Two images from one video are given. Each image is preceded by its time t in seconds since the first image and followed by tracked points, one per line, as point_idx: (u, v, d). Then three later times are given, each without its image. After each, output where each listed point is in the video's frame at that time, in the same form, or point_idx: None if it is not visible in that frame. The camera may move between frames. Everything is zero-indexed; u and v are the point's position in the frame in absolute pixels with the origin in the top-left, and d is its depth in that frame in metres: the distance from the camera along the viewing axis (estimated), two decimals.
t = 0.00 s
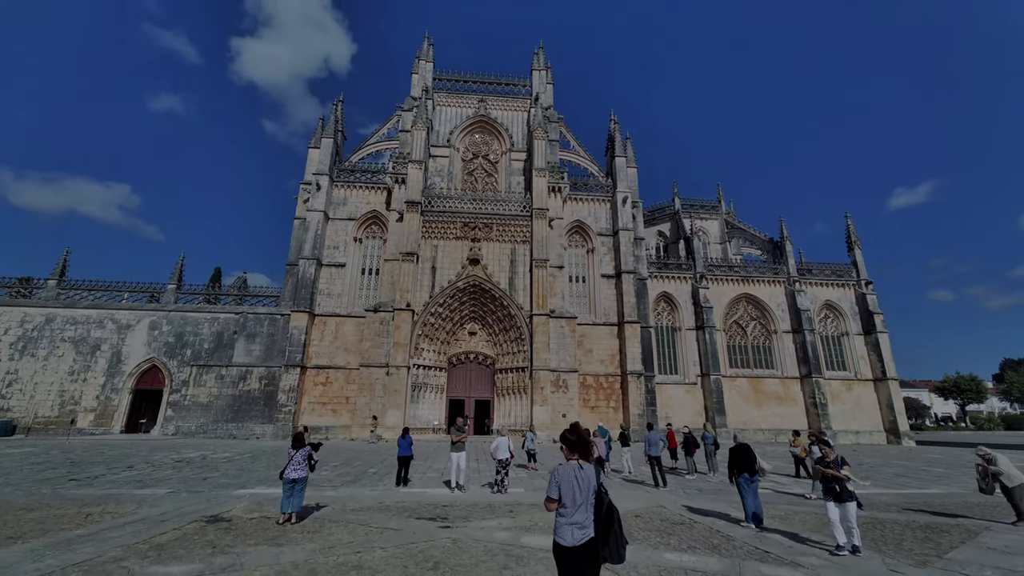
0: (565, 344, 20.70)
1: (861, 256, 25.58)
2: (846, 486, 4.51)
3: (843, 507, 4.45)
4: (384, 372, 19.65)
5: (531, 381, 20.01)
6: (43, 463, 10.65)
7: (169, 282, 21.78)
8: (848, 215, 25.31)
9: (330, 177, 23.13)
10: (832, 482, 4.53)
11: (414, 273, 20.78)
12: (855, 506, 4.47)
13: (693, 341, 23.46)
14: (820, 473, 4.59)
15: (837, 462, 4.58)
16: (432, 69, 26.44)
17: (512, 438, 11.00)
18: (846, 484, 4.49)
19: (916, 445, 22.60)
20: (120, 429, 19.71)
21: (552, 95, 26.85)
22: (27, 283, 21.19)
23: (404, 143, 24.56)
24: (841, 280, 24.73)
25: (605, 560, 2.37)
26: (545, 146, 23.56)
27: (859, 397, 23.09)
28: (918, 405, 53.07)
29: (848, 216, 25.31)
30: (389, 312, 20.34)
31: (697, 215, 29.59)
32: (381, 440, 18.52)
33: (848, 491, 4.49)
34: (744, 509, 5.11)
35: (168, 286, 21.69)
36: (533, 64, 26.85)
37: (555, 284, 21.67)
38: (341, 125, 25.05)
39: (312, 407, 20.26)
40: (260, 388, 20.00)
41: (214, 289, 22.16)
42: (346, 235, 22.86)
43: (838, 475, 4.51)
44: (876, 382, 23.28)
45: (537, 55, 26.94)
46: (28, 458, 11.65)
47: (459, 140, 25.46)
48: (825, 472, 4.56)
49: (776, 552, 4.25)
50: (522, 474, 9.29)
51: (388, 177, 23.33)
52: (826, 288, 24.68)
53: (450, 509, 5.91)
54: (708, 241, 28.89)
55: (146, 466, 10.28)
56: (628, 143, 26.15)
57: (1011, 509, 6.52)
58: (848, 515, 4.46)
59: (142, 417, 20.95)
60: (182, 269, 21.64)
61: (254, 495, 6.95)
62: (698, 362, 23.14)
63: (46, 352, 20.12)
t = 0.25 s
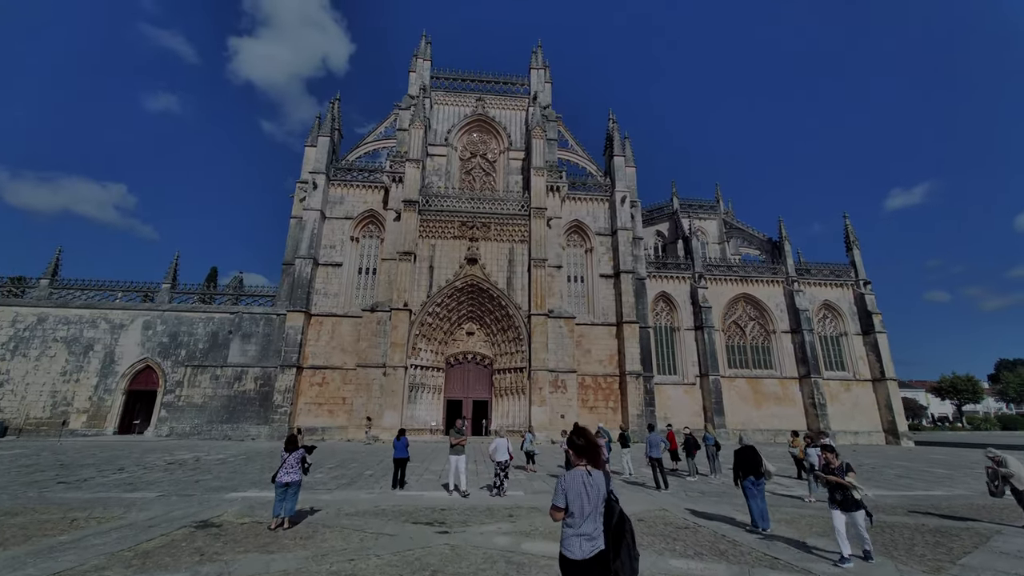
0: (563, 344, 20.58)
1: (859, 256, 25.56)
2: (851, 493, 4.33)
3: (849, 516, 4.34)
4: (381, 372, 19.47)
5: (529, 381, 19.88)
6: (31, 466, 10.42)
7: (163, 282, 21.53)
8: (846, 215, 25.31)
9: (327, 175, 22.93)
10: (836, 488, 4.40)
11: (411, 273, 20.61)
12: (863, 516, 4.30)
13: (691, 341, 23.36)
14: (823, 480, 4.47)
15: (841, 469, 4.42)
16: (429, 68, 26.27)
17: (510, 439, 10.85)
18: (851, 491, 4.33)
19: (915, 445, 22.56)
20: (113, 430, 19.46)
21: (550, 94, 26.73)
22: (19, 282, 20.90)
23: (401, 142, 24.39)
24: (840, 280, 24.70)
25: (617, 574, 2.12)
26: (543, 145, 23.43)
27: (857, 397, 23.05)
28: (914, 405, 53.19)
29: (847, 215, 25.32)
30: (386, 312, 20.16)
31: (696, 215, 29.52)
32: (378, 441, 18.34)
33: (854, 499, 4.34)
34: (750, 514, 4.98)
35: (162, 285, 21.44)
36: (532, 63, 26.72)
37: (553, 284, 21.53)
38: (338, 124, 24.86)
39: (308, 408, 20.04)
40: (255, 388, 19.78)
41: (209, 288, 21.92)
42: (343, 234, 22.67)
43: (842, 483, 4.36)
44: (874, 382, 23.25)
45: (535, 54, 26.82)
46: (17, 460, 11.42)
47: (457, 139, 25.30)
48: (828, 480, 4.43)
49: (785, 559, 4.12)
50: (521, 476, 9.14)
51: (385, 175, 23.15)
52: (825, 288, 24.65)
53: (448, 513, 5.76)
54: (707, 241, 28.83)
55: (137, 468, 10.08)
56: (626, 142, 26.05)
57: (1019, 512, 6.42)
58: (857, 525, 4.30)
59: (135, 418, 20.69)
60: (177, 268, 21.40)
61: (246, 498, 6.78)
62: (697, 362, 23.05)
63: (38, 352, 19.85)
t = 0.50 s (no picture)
0: (562, 344, 20.45)
1: (859, 256, 25.50)
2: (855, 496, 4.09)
3: (851, 520, 4.10)
4: (378, 372, 19.30)
5: (528, 382, 19.74)
6: (21, 467, 10.22)
7: (158, 281, 21.31)
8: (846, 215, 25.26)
9: (324, 174, 22.74)
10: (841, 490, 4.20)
11: (409, 273, 20.44)
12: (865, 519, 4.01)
13: (691, 341, 23.26)
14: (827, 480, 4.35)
15: (845, 469, 4.25)
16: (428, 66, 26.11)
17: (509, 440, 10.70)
18: (853, 493, 4.07)
19: (915, 446, 22.49)
20: (107, 431, 19.23)
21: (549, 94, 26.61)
22: (12, 282, 20.65)
23: (400, 140, 24.23)
24: (839, 280, 24.64)
25: None
26: (542, 144, 23.31)
27: (857, 398, 22.97)
28: (912, 406, 53.24)
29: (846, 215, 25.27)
30: (384, 312, 19.99)
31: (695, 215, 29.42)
32: (376, 442, 18.16)
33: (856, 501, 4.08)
34: (758, 517, 4.85)
35: (158, 285, 21.22)
36: (531, 62, 26.60)
37: (553, 284, 21.40)
38: (336, 123, 24.68)
39: (305, 409, 19.84)
40: (251, 389, 19.59)
41: (205, 288, 21.70)
42: (340, 233, 22.49)
43: (841, 482, 4.20)
44: (874, 382, 23.18)
45: (534, 53, 26.70)
46: (7, 462, 11.21)
47: (455, 137, 25.15)
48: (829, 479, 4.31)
49: (797, 565, 4.00)
50: (521, 478, 8.99)
51: (383, 174, 22.98)
52: (824, 288, 24.58)
53: (447, 517, 5.61)
54: (706, 241, 28.74)
55: (130, 470, 9.89)
56: (625, 142, 25.95)
57: None
58: (860, 529, 4.02)
59: (130, 419, 20.46)
60: (172, 267, 21.19)
61: (239, 501, 6.61)
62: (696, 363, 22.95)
63: (31, 352, 19.61)
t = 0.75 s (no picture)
0: (561, 344, 20.32)
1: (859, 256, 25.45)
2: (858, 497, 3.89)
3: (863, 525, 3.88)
4: (376, 372, 19.12)
5: (527, 382, 19.58)
6: (11, 469, 10.01)
7: (154, 280, 21.09)
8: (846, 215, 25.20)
9: (322, 172, 22.57)
10: (850, 495, 4.03)
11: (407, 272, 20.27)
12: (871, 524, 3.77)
13: (691, 341, 23.14)
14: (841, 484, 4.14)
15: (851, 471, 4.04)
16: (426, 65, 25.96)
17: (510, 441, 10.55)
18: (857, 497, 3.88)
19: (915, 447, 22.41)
20: (101, 432, 19.00)
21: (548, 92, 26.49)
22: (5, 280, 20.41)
23: (398, 139, 24.06)
24: (839, 280, 24.57)
25: None
26: (541, 142, 23.18)
27: (857, 398, 22.89)
28: (910, 407, 53.29)
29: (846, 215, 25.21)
30: (382, 311, 19.82)
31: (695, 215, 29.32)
32: (373, 442, 17.98)
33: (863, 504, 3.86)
34: (768, 520, 4.72)
35: (153, 284, 20.99)
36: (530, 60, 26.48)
37: (552, 283, 21.27)
38: (334, 121, 24.51)
39: (302, 409, 19.64)
40: (247, 389, 19.40)
41: (201, 287, 21.48)
42: (338, 232, 22.31)
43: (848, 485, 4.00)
44: (874, 383, 23.10)
45: (533, 52, 26.58)
46: None
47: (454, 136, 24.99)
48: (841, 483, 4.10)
49: (812, 571, 3.88)
50: (521, 479, 8.83)
51: (382, 173, 22.82)
52: (824, 288, 24.51)
53: (447, 520, 5.46)
54: (706, 241, 28.65)
55: (122, 471, 9.69)
56: (625, 141, 25.83)
57: None
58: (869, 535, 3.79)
59: (124, 419, 20.22)
60: (168, 266, 20.97)
61: (233, 504, 6.44)
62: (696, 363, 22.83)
63: (24, 352, 19.37)
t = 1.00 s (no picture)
0: (561, 344, 20.20)
1: (859, 256, 25.37)
2: (866, 505, 3.72)
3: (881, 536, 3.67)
4: (375, 373, 18.95)
5: (526, 382, 19.44)
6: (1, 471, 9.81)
7: (150, 280, 20.89)
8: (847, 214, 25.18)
9: (320, 171, 22.40)
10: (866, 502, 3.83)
11: (406, 271, 20.11)
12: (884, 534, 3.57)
13: (691, 342, 23.02)
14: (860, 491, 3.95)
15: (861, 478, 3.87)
16: (425, 63, 25.80)
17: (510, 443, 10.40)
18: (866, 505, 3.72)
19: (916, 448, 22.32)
20: (96, 433, 18.78)
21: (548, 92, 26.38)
22: None
23: (397, 138, 23.90)
24: (840, 281, 24.49)
25: None
26: (541, 142, 23.06)
27: (858, 399, 22.79)
28: (909, 408, 53.31)
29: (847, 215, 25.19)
30: (380, 311, 19.66)
31: (695, 215, 29.22)
32: (371, 444, 17.81)
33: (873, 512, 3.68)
34: (778, 525, 4.58)
35: (149, 283, 20.79)
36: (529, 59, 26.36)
37: (552, 283, 21.15)
38: (332, 120, 24.35)
39: (299, 410, 19.45)
40: (244, 390, 19.23)
41: (198, 287, 21.29)
42: (336, 232, 22.14)
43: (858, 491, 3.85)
44: (875, 383, 23.03)
45: (533, 51, 26.47)
46: None
47: (453, 135, 24.85)
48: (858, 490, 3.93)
49: None
50: (522, 481, 8.69)
51: (380, 172, 22.66)
52: (825, 289, 24.43)
53: (447, 524, 5.30)
54: (706, 242, 28.55)
55: (115, 474, 9.51)
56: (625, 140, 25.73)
57: None
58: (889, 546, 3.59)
59: (119, 420, 20.01)
60: (164, 266, 20.78)
61: (228, 508, 6.28)
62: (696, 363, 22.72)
63: (18, 352, 19.14)
